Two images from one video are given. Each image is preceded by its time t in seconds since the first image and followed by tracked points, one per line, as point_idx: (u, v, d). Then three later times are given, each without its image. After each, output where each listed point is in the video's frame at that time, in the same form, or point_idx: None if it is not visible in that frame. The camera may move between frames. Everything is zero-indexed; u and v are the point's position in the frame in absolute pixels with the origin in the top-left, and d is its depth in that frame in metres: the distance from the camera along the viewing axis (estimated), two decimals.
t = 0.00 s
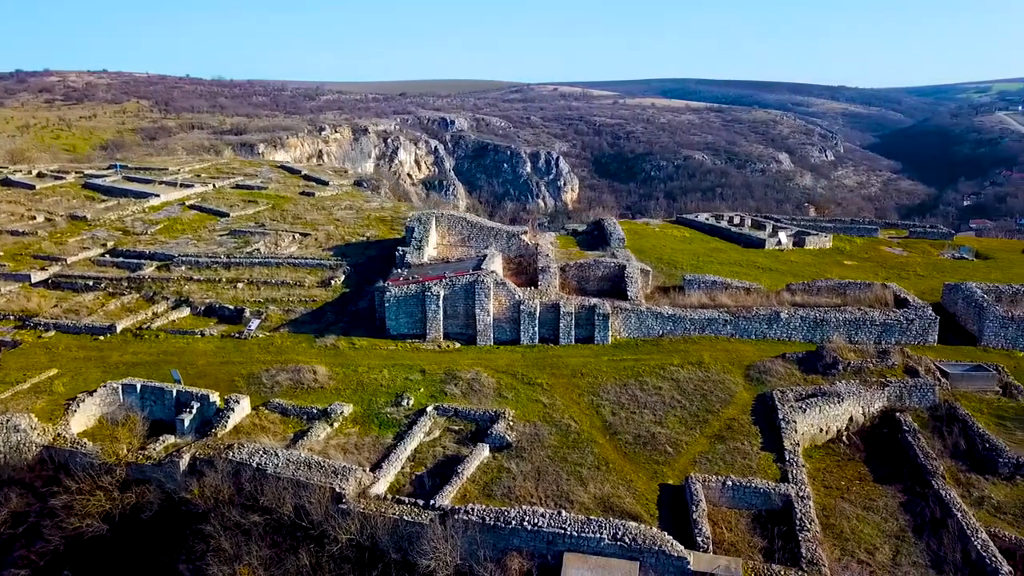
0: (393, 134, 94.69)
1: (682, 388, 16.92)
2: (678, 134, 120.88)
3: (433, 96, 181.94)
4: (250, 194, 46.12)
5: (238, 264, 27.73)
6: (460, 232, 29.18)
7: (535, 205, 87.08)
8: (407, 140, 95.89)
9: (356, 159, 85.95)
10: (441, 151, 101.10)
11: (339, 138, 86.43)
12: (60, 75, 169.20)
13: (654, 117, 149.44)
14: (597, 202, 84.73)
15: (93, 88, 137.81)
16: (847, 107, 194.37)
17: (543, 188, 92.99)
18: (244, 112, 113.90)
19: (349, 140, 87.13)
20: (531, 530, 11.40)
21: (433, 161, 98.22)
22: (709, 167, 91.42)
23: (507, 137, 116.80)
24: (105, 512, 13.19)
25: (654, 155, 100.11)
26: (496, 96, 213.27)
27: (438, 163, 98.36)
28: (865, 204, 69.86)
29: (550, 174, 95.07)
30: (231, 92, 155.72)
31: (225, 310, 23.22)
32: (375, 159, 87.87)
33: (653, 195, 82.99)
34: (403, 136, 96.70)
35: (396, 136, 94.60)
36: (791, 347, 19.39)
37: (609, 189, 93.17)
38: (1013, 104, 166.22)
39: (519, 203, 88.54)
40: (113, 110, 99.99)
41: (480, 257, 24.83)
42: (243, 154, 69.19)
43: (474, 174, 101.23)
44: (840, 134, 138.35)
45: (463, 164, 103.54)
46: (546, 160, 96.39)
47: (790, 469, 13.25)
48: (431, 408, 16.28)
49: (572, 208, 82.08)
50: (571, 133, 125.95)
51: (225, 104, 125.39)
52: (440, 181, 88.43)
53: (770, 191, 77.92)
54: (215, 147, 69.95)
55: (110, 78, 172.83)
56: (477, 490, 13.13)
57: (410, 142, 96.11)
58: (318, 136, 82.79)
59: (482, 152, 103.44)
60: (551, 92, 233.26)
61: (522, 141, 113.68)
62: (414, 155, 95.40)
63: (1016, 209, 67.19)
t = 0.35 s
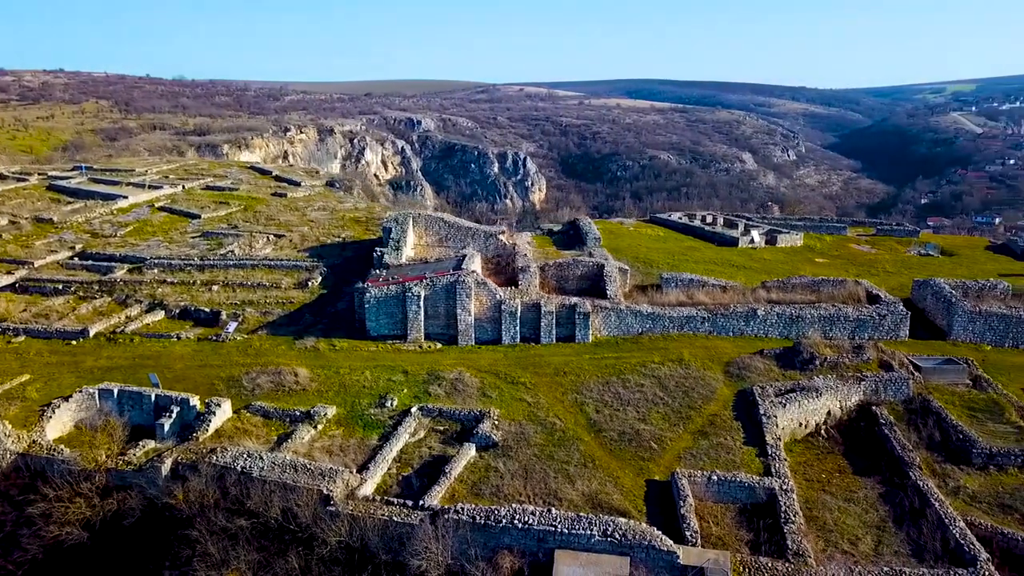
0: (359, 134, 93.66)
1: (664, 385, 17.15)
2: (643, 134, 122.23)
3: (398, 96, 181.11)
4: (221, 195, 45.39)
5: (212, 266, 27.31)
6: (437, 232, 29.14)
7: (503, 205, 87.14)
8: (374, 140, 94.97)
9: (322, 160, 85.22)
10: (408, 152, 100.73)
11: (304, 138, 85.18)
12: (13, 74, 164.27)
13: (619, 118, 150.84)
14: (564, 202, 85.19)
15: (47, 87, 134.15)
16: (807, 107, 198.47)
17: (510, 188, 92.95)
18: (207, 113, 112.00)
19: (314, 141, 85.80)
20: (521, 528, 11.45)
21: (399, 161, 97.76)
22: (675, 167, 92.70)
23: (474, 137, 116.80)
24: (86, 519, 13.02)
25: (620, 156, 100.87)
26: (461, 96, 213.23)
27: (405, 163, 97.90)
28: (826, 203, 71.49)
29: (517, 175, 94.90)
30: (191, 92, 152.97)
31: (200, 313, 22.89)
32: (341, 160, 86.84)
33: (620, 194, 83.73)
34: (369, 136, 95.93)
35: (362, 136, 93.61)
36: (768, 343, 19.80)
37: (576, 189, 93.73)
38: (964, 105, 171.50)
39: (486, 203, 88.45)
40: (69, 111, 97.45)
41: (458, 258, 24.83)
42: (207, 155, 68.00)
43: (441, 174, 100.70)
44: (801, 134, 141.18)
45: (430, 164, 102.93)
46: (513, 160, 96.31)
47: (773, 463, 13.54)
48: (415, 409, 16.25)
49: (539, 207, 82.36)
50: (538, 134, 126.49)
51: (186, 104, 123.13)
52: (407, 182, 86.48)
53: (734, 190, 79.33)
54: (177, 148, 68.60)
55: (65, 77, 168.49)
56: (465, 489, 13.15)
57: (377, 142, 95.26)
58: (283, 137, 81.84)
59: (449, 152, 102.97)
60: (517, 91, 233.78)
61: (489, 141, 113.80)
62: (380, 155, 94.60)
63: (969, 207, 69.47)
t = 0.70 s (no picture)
0: (322, 135, 92.58)
1: (642, 382, 17.39)
2: (606, 134, 123.49)
3: (360, 96, 179.58)
4: (187, 196, 44.55)
5: (182, 268, 26.84)
6: (411, 233, 29.03)
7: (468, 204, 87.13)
8: (337, 140, 93.96)
9: (284, 160, 83.61)
10: (372, 152, 100.00)
11: (266, 138, 83.83)
12: None
13: (582, 119, 152.12)
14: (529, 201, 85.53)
15: None
16: (755, 107, 202.43)
17: (475, 188, 93.00)
18: (164, 112, 109.72)
19: (276, 141, 84.48)
20: (509, 526, 11.52)
21: (363, 162, 96.96)
22: (637, 167, 93.96)
23: (438, 137, 116.69)
24: (62, 525, 13.05)
25: (584, 156, 101.60)
26: (424, 96, 213.09)
27: (369, 164, 97.18)
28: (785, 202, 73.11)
29: (482, 175, 95.39)
30: (147, 91, 149.62)
31: (171, 316, 22.54)
32: (304, 160, 85.73)
33: (584, 194, 84.47)
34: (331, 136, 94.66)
35: (325, 136, 92.46)
36: (742, 340, 20.25)
37: (541, 189, 94.20)
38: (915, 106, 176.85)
39: (451, 203, 88.30)
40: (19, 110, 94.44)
41: (434, 258, 24.79)
42: (166, 155, 66.57)
43: (405, 174, 100.01)
44: (761, 135, 143.93)
45: (394, 164, 102.13)
46: (478, 161, 96.97)
47: (752, 458, 13.89)
48: (396, 410, 16.20)
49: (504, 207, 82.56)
50: (502, 134, 126.89)
51: (143, 104, 120.42)
52: (369, 183, 84.63)
53: (696, 190, 80.95)
54: (135, 149, 67.02)
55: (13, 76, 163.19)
56: (450, 488, 13.18)
57: (340, 143, 94.21)
58: (244, 137, 80.55)
59: (413, 152, 102.39)
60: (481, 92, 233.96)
61: (453, 141, 113.73)
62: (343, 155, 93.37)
63: (922, 205, 71.76)
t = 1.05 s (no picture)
0: (281, 135, 90.51)
1: (619, 379, 17.62)
2: (567, 135, 124.26)
3: (318, 96, 177.36)
4: (149, 198, 43.49)
5: (149, 271, 26.34)
6: (383, 233, 28.79)
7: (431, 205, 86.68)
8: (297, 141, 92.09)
9: (243, 161, 81.24)
10: (333, 152, 97.22)
11: (224, 139, 81.91)
12: None
13: (542, 119, 152.78)
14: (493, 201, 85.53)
15: None
16: (712, 108, 205.78)
17: (438, 189, 92.61)
18: (116, 112, 106.60)
19: (235, 141, 82.83)
20: (494, 524, 11.59)
21: (324, 162, 94.42)
22: (599, 167, 94.79)
23: (399, 137, 115.92)
24: (37, 534, 12.90)
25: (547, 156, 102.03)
26: (383, 97, 211.50)
27: (330, 164, 94.76)
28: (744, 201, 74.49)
29: (445, 175, 95.35)
30: (94, 90, 145.16)
31: (139, 320, 22.19)
32: (263, 161, 83.64)
33: (547, 194, 84.89)
34: (291, 136, 91.88)
35: (285, 137, 90.41)
36: (714, 336, 20.68)
37: (504, 189, 94.31)
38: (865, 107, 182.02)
39: (414, 204, 87.76)
40: None
41: (408, 258, 24.69)
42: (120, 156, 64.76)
43: (367, 175, 97.71)
44: (719, 135, 146.45)
45: (355, 165, 99.96)
46: (440, 161, 96.97)
47: (729, 452, 14.24)
48: (375, 411, 16.13)
49: (467, 207, 82.46)
50: (463, 134, 126.73)
51: (92, 103, 116.79)
52: (331, 183, 83.34)
53: (658, 190, 82.57)
54: (88, 150, 65.04)
55: None
56: (434, 488, 13.19)
57: (300, 142, 91.81)
58: (202, 137, 78.78)
59: (375, 152, 100.62)
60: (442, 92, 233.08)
61: (415, 141, 113.11)
62: (303, 156, 90.94)
63: (875, 203, 73.97)
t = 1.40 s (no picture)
0: (273, 136, 89.93)
1: (625, 378, 17.67)
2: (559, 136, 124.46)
3: (308, 97, 176.68)
4: (147, 198, 43.34)
5: (151, 271, 26.30)
6: (385, 234, 28.77)
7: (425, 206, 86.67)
8: (289, 141, 91.48)
9: (236, 161, 81.08)
10: (325, 153, 96.23)
11: (216, 140, 81.45)
12: None
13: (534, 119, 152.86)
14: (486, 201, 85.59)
15: None
16: (703, 109, 206.41)
17: (430, 189, 92.60)
18: (106, 113, 106.01)
19: (227, 141, 82.46)
20: (507, 522, 11.63)
21: (316, 163, 93.00)
22: (591, 168, 94.92)
23: (391, 138, 115.83)
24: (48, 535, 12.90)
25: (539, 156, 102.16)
26: (375, 97, 211.42)
27: (322, 164, 93.64)
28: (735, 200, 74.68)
29: (437, 175, 95.41)
30: (82, 91, 144.50)
31: (143, 320, 22.18)
32: (255, 162, 83.00)
33: (540, 194, 84.98)
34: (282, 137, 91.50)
35: (277, 138, 90.14)
36: (717, 336, 20.76)
37: (496, 190, 94.36)
38: (854, 107, 182.99)
39: (406, 205, 87.68)
40: None
41: (411, 258, 24.70)
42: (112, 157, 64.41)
43: (359, 175, 96.52)
44: (710, 136, 146.77)
45: (347, 166, 98.96)
46: (433, 161, 96.93)
47: (736, 450, 14.34)
48: (383, 411, 16.15)
49: (460, 208, 82.44)
50: (455, 135, 126.73)
51: (81, 104, 116.16)
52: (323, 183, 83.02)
53: (649, 190, 82.80)
54: (79, 151, 64.70)
55: None
56: (444, 487, 13.24)
57: (291, 143, 91.29)
58: (194, 138, 78.47)
59: (367, 153, 99.87)
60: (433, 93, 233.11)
61: (407, 142, 113.05)
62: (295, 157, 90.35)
63: (866, 203, 74.40)
